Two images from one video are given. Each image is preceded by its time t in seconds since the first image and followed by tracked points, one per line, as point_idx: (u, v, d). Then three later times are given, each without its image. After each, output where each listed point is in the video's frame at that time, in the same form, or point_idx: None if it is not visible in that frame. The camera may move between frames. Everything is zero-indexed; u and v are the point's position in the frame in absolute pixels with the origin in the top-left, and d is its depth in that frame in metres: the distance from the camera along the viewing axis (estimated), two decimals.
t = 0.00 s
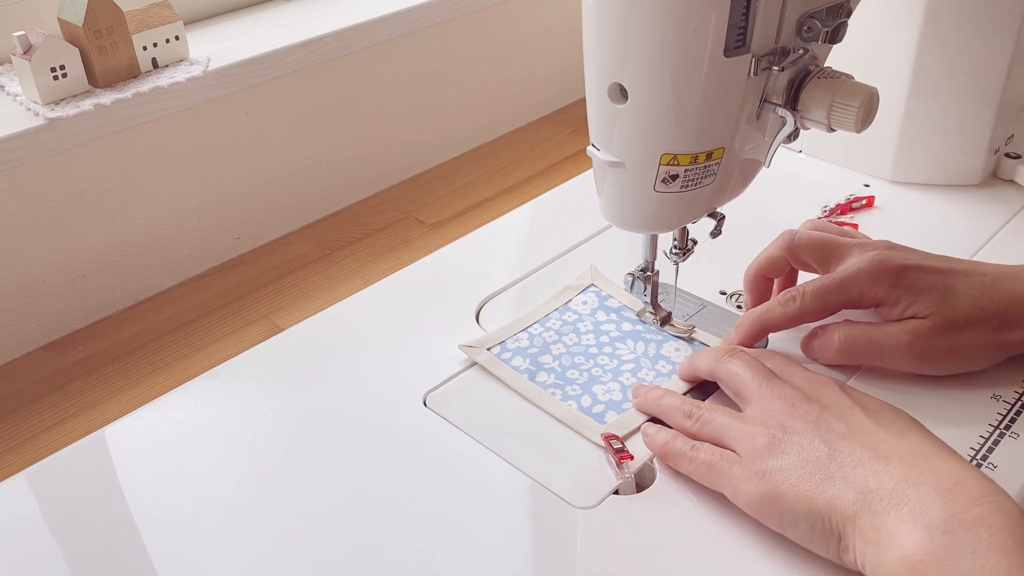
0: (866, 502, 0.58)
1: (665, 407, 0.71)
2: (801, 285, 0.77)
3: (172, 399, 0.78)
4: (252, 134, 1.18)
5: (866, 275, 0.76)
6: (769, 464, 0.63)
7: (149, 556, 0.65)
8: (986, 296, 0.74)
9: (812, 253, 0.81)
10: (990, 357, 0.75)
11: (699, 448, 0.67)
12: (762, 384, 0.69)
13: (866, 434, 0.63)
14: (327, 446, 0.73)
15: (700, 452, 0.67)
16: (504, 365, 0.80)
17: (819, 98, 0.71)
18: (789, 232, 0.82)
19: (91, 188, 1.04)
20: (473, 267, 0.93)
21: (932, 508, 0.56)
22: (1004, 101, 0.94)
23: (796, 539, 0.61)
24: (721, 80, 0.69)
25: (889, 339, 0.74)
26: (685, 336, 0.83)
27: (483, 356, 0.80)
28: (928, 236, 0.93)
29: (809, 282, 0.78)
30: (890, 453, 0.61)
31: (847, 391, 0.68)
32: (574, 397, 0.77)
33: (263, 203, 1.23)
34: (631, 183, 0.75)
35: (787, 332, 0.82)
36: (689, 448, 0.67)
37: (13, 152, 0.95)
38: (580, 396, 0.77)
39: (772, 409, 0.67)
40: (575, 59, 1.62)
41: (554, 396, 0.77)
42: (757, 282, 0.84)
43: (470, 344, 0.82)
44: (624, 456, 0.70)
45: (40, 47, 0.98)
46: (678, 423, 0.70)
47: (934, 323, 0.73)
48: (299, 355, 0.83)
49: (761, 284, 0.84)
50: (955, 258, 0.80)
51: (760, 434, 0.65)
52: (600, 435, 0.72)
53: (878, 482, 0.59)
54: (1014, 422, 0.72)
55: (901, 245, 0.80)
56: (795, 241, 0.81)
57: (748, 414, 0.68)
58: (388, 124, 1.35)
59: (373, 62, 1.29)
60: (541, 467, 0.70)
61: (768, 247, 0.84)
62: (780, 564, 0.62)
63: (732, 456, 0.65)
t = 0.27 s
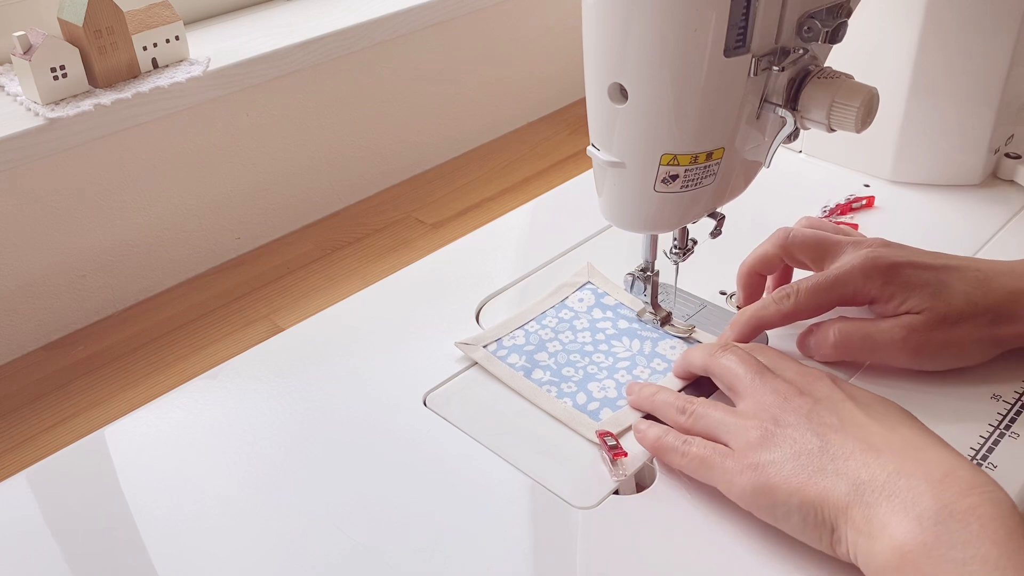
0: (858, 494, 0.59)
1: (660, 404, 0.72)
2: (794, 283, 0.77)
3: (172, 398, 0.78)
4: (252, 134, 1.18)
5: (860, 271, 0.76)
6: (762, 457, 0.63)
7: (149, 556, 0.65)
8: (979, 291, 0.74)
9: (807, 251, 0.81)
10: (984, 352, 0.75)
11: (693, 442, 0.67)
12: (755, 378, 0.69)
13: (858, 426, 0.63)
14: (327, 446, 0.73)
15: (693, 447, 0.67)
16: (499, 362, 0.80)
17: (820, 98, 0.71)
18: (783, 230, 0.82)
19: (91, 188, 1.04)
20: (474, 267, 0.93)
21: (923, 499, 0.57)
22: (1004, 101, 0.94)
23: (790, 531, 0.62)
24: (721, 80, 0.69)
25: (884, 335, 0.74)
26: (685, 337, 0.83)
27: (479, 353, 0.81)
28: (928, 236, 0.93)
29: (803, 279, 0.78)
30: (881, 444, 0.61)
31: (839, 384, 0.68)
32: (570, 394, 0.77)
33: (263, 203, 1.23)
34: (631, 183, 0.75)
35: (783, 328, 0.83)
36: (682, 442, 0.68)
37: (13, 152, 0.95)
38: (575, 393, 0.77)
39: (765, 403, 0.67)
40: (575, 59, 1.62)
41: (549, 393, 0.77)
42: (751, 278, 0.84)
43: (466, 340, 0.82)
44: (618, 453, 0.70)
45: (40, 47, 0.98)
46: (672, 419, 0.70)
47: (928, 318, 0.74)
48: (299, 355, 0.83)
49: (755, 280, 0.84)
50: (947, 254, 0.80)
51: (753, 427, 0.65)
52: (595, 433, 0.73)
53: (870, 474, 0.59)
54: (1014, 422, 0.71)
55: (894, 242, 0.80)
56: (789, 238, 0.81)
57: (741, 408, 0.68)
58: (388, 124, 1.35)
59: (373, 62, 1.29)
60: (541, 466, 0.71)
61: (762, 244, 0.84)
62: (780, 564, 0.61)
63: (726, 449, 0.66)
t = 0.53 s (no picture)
0: (851, 487, 0.59)
1: (654, 400, 0.72)
2: (788, 281, 0.77)
3: (172, 398, 0.78)
4: (252, 134, 1.18)
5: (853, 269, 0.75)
6: (755, 451, 0.63)
7: (149, 556, 0.65)
8: (973, 287, 0.74)
9: (801, 249, 0.81)
10: (980, 347, 0.75)
11: (686, 437, 0.67)
12: (748, 373, 0.69)
13: (852, 420, 0.64)
14: (327, 447, 0.73)
15: (686, 441, 0.67)
16: (494, 359, 0.81)
17: (820, 98, 0.71)
18: (778, 228, 0.83)
19: (90, 188, 1.04)
20: (474, 267, 0.93)
21: (915, 491, 0.57)
22: (1004, 101, 0.94)
23: (784, 525, 0.62)
24: (721, 80, 0.69)
25: (878, 331, 0.74)
26: (685, 337, 0.83)
27: (475, 350, 0.81)
28: (928, 236, 0.93)
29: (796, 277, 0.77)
30: (874, 438, 0.61)
31: (832, 378, 0.68)
32: (564, 390, 0.78)
33: (263, 203, 1.23)
34: (631, 183, 0.75)
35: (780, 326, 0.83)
36: (675, 436, 0.68)
37: (13, 152, 0.95)
38: (570, 389, 0.78)
39: (758, 398, 0.67)
40: (575, 60, 1.62)
41: (544, 390, 0.78)
42: (745, 276, 0.84)
43: (462, 337, 0.83)
44: (611, 450, 0.70)
45: (40, 47, 0.98)
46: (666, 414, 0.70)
47: (922, 315, 0.73)
48: (299, 356, 0.83)
49: (750, 278, 0.84)
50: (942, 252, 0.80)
51: (746, 422, 0.66)
52: (588, 429, 0.73)
53: (863, 467, 0.60)
54: (1014, 422, 0.71)
55: (889, 240, 0.79)
56: (783, 236, 0.81)
57: (734, 403, 0.68)
58: (388, 125, 1.35)
59: (373, 63, 1.29)
60: (541, 466, 0.71)
61: (757, 242, 0.84)
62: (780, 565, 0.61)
63: (719, 444, 0.66)
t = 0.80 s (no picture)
0: (843, 481, 0.59)
1: (646, 398, 0.72)
2: (782, 280, 0.77)
3: (172, 398, 0.78)
4: (252, 135, 1.18)
5: (847, 268, 0.76)
6: (748, 447, 0.64)
7: (149, 556, 0.65)
8: (966, 285, 0.74)
9: (795, 249, 0.81)
10: (974, 344, 0.75)
11: (678, 433, 0.68)
12: (741, 371, 0.69)
13: (845, 416, 0.63)
14: (328, 447, 0.73)
15: (679, 437, 0.67)
16: (489, 354, 0.81)
17: (820, 98, 0.71)
18: (772, 228, 0.83)
19: (90, 188, 1.04)
20: (474, 267, 0.93)
21: (906, 485, 0.57)
22: (1004, 101, 0.94)
23: (776, 520, 0.62)
24: (722, 80, 0.69)
25: (872, 330, 0.74)
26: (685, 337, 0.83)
27: (470, 344, 0.82)
28: (928, 237, 0.93)
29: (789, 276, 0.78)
30: (865, 433, 0.61)
31: (824, 375, 0.69)
32: (557, 386, 0.78)
33: (263, 203, 1.23)
34: (631, 183, 0.75)
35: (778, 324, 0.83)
36: (667, 433, 0.68)
37: (13, 152, 0.95)
38: (563, 385, 0.78)
39: (750, 395, 0.67)
40: (575, 60, 1.62)
41: (537, 385, 0.78)
42: (739, 276, 0.84)
43: (457, 332, 0.83)
44: (600, 446, 0.71)
45: (40, 47, 0.98)
46: (658, 411, 0.71)
47: (915, 313, 0.74)
48: (299, 356, 0.83)
49: (744, 278, 0.84)
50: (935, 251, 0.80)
51: (738, 419, 0.66)
52: (580, 424, 0.73)
53: (855, 461, 0.60)
54: (1014, 422, 0.71)
55: (881, 240, 0.80)
56: (777, 236, 0.81)
57: (727, 401, 0.68)
58: (388, 125, 1.35)
59: (372, 63, 1.29)
60: (540, 466, 0.70)
61: (751, 242, 0.85)
62: (780, 565, 0.61)
63: (711, 440, 0.66)
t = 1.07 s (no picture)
0: (836, 481, 0.59)
1: (640, 398, 0.72)
2: (778, 278, 0.77)
3: (172, 398, 0.78)
4: (252, 135, 1.18)
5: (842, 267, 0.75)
6: (742, 448, 0.64)
7: (149, 556, 0.65)
8: (962, 285, 0.74)
9: (791, 246, 0.81)
10: (969, 343, 0.75)
11: (673, 435, 0.68)
12: (734, 372, 0.69)
13: (839, 418, 0.64)
14: (328, 447, 0.73)
15: (674, 439, 0.67)
16: (485, 350, 0.82)
17: (820, 98, 0.71)
18: (769, 225, 0.83)
19: (90, 189, 1.04)
20: (473, 267, 0.93)
21: (898, 484, 0.57)
22: (1004, 101, 0.94)
23: (771, 520, 0.62)
24: (722, 80, 0.69)
25: (868, 328, 0.74)
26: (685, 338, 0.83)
27: (465, 340, 0.82)
28: (928, 237, 0.93)
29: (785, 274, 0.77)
30: (859, 434, 0.62)
31: (817, 376, 0.69)
32: (551, 382, 0.78)
33: (263, 203, 1.23)
34: (631, 183, 0.75)
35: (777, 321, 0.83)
36: (662, 434, 0.68)
37: (13, 152, 0.95)
38: (557, 381, 0.79)
39: (744, 397, 0.67)
40: (575, 60, 1.62)
41: (531, 381, 0.78)
42: (736, 273, 0.84)
43: (454, 328, 0.84)
44: (592, 441, 0.71)
45: (40, 47, 0.98)
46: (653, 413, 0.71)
47: (911, 312, 0.73)
48: (299, 356, 0.82)
49: (741, 275, 0.84)
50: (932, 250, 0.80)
51: (732, 420, 0.66)
52: (573, 420, 0.74)
53: (848, 461, 0.60)
54: (1014, 422, 0.71)
55: (878, 238, 0.79)
56: (774, 234, 0.81)
57: (721, 402, 0.68)
58: (388, 125, 1.35)
59: (372, 63, 1.29)
60: (541, 467, 0.70)
61: (748, 239, 0.85)
62: (779, 565, 0.61)
63: (706, 442, 0.66)
